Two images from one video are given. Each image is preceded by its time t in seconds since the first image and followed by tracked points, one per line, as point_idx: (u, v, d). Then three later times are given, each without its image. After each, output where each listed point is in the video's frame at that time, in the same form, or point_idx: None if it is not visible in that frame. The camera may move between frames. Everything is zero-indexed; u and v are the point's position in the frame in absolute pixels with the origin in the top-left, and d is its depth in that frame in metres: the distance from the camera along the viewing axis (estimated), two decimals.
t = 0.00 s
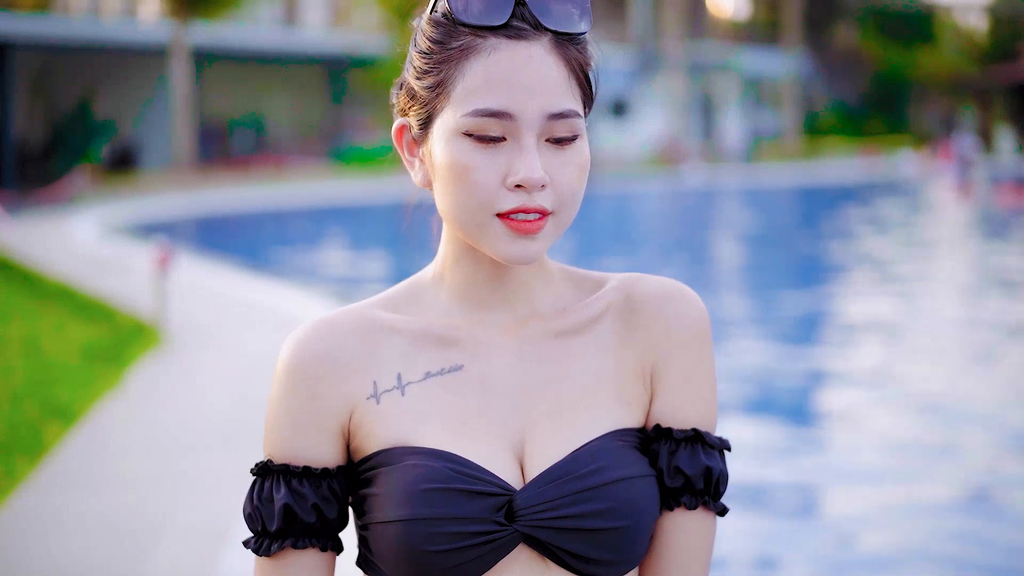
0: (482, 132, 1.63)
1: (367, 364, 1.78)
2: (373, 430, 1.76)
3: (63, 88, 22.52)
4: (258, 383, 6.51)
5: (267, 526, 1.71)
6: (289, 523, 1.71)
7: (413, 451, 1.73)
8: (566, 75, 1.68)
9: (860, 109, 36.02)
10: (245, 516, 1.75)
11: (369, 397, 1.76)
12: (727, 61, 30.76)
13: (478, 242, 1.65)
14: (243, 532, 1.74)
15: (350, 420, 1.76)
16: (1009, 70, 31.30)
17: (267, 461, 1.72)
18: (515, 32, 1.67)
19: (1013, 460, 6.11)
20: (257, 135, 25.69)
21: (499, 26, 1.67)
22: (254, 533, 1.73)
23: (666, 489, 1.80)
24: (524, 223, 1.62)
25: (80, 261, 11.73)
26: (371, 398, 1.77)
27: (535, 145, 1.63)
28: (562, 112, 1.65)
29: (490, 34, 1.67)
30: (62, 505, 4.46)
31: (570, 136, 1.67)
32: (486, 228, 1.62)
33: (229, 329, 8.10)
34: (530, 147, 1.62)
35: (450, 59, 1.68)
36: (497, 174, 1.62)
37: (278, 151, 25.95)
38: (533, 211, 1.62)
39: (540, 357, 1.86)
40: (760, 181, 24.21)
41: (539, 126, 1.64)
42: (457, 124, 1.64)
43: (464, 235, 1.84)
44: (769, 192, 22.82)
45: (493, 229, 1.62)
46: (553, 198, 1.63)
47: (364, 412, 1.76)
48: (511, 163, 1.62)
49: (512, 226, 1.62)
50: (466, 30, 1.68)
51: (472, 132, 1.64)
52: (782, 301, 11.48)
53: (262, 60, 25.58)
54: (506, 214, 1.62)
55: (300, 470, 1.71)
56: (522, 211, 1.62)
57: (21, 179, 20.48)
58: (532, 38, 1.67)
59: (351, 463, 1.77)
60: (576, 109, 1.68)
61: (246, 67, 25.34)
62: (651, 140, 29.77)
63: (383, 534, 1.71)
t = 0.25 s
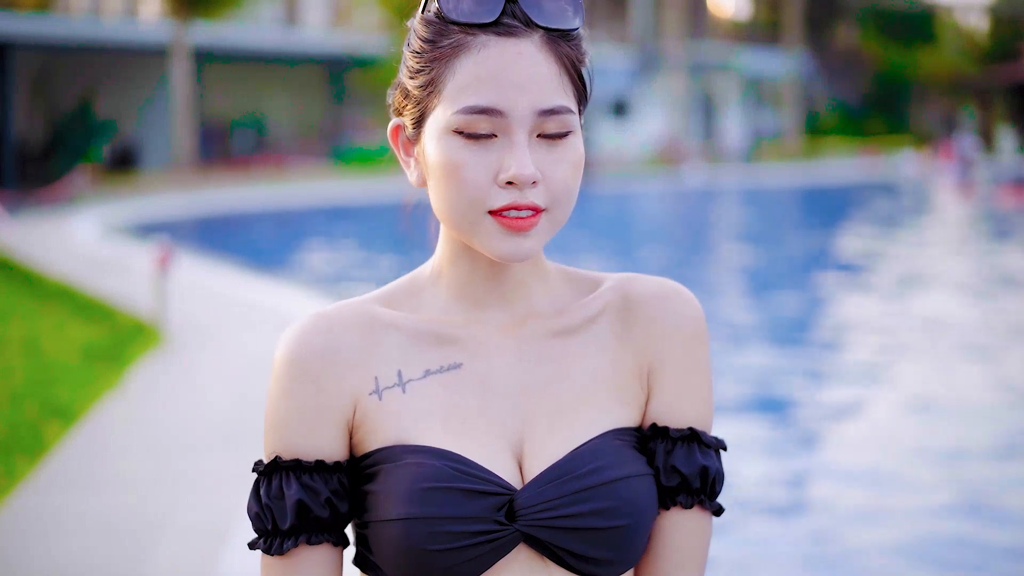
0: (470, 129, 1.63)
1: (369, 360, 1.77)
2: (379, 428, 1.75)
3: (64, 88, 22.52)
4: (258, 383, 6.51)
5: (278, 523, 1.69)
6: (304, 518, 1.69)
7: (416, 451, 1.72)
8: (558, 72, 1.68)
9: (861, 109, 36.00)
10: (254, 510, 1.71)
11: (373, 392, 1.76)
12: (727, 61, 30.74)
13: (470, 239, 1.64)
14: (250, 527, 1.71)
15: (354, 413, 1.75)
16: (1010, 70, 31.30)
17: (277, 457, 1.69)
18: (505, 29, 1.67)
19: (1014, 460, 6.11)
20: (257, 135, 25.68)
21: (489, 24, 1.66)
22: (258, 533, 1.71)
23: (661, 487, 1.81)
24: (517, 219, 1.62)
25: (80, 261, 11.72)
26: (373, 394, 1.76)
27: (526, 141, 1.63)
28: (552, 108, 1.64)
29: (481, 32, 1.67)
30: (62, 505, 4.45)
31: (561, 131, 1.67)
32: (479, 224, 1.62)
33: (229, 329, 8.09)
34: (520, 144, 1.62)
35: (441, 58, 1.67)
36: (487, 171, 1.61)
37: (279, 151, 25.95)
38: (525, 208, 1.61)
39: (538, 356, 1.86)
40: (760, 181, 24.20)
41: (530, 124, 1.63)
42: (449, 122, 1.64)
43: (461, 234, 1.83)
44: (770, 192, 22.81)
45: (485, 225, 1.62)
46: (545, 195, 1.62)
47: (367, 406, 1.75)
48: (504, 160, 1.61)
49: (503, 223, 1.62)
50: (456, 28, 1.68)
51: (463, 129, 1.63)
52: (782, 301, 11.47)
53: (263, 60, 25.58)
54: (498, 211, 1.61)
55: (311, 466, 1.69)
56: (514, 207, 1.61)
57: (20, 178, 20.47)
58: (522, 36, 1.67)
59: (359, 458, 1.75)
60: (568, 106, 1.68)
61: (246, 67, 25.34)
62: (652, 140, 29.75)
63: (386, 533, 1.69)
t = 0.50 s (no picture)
0: (462, 127, 1.63)
1: (370, 358, 1.76)
2: (383, 425, 1.74)
3: (64, 88, 22.50)
4: (258, 383, 6.51)
5: (297, 521, 1.67)
6: (324, 514, 1.67)
7: (417, 450, 1.71)
8: (550, 69, 1.67)
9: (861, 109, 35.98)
10: (268, 507, 1.68)
11: (377, 388, 1.75)
12: (727, 61, 30.72)
13: (462, 238, 1.64)
14: (265, 525, 1.68)
15: (361, 408, 1.75)
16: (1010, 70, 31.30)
17: (292, 453, 1.67)
18: (496, 26, 1.66)
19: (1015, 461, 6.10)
20: (257, 134, 25.67)
21: (480, 21, 1.65)
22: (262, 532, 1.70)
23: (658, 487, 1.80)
24: (510, 218, 1.61)
25: (80, 262, 11.71)
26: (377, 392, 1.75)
27: (518, 139, 1.62)
28: (544, 105, 1.64)
29: (471, 30, 1.66)
30: (62, 505, 4.45)
31: (554, 128, 1.66)
32: (471, 223, 1.61)
33: (229, 329, 8.09)
34: (510, 142, 1.61)
35: (433, 57, 1.67)
36: (478, 170, 1.60)
37: (279, 151, 25.95)
38: (516, 206, 1.61)
39: (537, 356, 1.85)
40: (761, 181, 24.19)
41: (521, 120, 1.63)
42: (441, 120, 1.63)
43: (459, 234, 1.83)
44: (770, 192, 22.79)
45: (477, 224, 1.61)
46: (538, 193, 1.62)
47: (372, 402, 1.75)
48: (496, 158, 1.61)
49: (496, 221, 1.61)
50: (448, 27, 1.67)
51: (454, 128, 1.63)
52: (782, 301, 11.46)
53: (263, 60, 25.56)
54: (490, 209, 1.61)
55: (327, 459, 1.68)
56: (507, 205, 1.60)
57: (21, 178, 20.49)
58: (513, 33, 1.66)
59: (368, 453, 1.74)
60: (560, 102, 1.67)
61: (247, 67, 25.33)
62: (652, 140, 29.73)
63: (393, 533, 1.68)
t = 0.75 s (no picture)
0: (455, 125, 1.62)
1: (371, 354, 1.76)
2: (388, 423, 1.74)
3: (63, 88, 22.52)
4: (258, 383, 6.50)
5: (319, 516, 1.66)
6: (344, 508, 1.67)
7: (420, 449, 1.71)
8: (541, 66, 1.66)
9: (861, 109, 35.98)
10: (286, 503, 1.67)
11: (380, 385, 1.75)
12: (727, 61, 30.71)
13: (456, 236, 1.64)
14: (282, 520, 1.66)
15: (367, 404, 1.74)
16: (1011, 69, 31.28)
17: (309, 447, 1.67)
18: (488, 24, 1.65)
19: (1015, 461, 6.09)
20: (257, 135, 25.68)
21: (472, 19, 1.65)
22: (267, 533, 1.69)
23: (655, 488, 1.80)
24: (505, 215, 1.61)
25: (80, 261, 11.71)
26: (381, 388, 1.75)
27: (510, 136, 1.62)
28: (536, 102, 1.63)
29: (462, 28, 1.65)
30: (62, 505, 4.45)
31: (546, 125, 1.65)
32: (464, 222, 1.61)
33: (229, 329, 8.08)
34: (503, 140, 1.61)
35: (425, 55, 1.67)
36: (471, 167, 1.60)
37: (279, 151, 25.96)
38: (510, 204, 1.61)
39: (535, 356, 1.84)
40: (761, 181, 24.17)
41: (513, 118, 1.62)
42: (433, 118, 1.63)
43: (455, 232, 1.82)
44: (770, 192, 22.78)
45: (471, 222, 1.61)
46: (531, 190, 1.62)
47: (377, 399, 1.74)
48: (487, 156, 1.60)
49: (489, 220, 1.61)
50: (440, 25, 1.67)
51: (445, 126, 1.62)
52: (783, 301, 11.46)
53: (263, 60, 25.56)
54: (482, 207, 1.60)
55: (343, 453, 1.68)
56: (500, 203, 1.60)
57: (21, 178, 20.50)
58: (504, 30, 1.65)
59: (375, 450, 1.73)
60: (552, 98, 1.66)
61: (247, 67, 25.33)
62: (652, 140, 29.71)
63: (402, 532, 1.67)
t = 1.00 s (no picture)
0: (449, 123, 1.62)
1: (371, 352, 1.75)
2: (391, 421, 1.73)
3: (63, 88, 22.53)
4: (258, 383, 6.50)
5: (333, 512, 1.64)
6: (356, 504, 1.65)
7: (423, 448, 1.70)
8: (534, 64, 1.66)
9: (862, 109, 35.96)
10: (298, 500, 1.64)
11: (382, 383, 1.74)
12: (728, 60, 30.70)
13: (450, 236, 1.63)
14: (294, 517, 1.64)
15: (369, 401, 1.74)
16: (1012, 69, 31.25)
17: (321, 443, 1.65)
18: (480, 23, 1.65)
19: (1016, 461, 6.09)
20: (258, 135, 25.69)
21: (464, 17, 1.65)
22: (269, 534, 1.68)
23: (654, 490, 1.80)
24: (499, 214, 1.60)
25: (80, 261, 11.71)
26: (382, 385, 1.74)
27: (503, 134, 1.61)
28: (529, 99, 1.63)
29: (454, 27, 1.65)
30: (62, 505, 4.44)
31: (540, 122, 1.65)
32: (458, 220, 1.60)
33: (229, 329, 8.07)
34: (497, 138, 1.61)
35: (417, 54, 1.66)
36: (464, 166, 1.60)
37: (279, 151, 25.96)
38: (505, 202, 1.60)
39: (533, 358, 1.83)
40: (761, 181, 24.16)
41: (506, 116, 1.62)
42: (426, 118, 1.63)
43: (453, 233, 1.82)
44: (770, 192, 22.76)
45: (464, 221, 1.60)
46: (525, 189, 1.61)
47: (379, 396, 1.74)
48: (482, 155, 1.60)
49: (484, 219, 1.60)
50: (432, 25, 1.66)
51: (439, 125, 1.62)
52: (783, 301, 11.45)
53: (264, 60, 25.56)
54: (476, 206, 1.60)
55: (352, 449, 1.67)
56: (495, 202, 1.60)
57: (21, 178, 20.48)
58: (496, 28, 1.65)
59: (381, 447, 1.72)
60: (546, 96, 1.66)
61: (247, 67, 25.33)
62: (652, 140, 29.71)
63: (408, 530, 1.66)
